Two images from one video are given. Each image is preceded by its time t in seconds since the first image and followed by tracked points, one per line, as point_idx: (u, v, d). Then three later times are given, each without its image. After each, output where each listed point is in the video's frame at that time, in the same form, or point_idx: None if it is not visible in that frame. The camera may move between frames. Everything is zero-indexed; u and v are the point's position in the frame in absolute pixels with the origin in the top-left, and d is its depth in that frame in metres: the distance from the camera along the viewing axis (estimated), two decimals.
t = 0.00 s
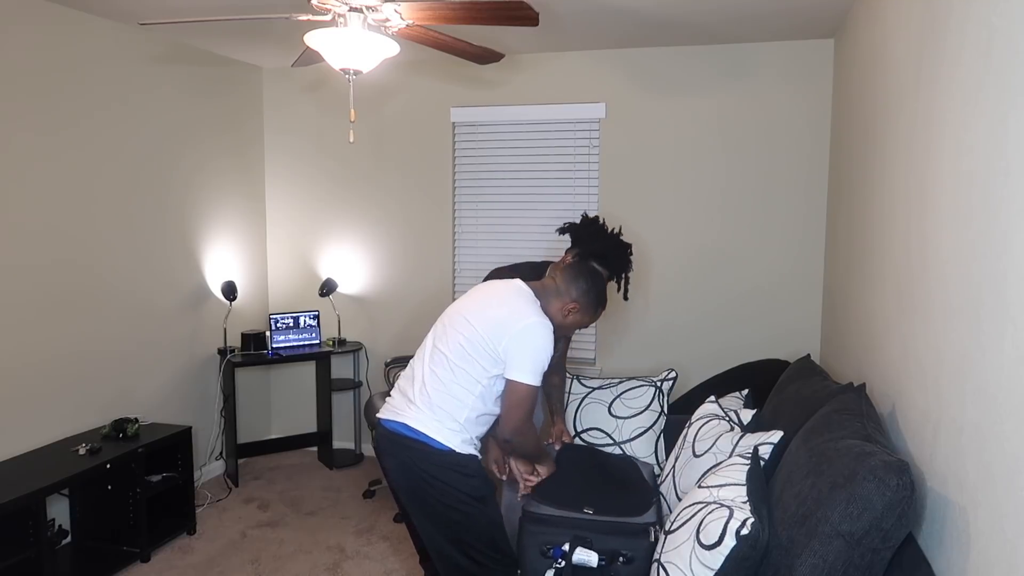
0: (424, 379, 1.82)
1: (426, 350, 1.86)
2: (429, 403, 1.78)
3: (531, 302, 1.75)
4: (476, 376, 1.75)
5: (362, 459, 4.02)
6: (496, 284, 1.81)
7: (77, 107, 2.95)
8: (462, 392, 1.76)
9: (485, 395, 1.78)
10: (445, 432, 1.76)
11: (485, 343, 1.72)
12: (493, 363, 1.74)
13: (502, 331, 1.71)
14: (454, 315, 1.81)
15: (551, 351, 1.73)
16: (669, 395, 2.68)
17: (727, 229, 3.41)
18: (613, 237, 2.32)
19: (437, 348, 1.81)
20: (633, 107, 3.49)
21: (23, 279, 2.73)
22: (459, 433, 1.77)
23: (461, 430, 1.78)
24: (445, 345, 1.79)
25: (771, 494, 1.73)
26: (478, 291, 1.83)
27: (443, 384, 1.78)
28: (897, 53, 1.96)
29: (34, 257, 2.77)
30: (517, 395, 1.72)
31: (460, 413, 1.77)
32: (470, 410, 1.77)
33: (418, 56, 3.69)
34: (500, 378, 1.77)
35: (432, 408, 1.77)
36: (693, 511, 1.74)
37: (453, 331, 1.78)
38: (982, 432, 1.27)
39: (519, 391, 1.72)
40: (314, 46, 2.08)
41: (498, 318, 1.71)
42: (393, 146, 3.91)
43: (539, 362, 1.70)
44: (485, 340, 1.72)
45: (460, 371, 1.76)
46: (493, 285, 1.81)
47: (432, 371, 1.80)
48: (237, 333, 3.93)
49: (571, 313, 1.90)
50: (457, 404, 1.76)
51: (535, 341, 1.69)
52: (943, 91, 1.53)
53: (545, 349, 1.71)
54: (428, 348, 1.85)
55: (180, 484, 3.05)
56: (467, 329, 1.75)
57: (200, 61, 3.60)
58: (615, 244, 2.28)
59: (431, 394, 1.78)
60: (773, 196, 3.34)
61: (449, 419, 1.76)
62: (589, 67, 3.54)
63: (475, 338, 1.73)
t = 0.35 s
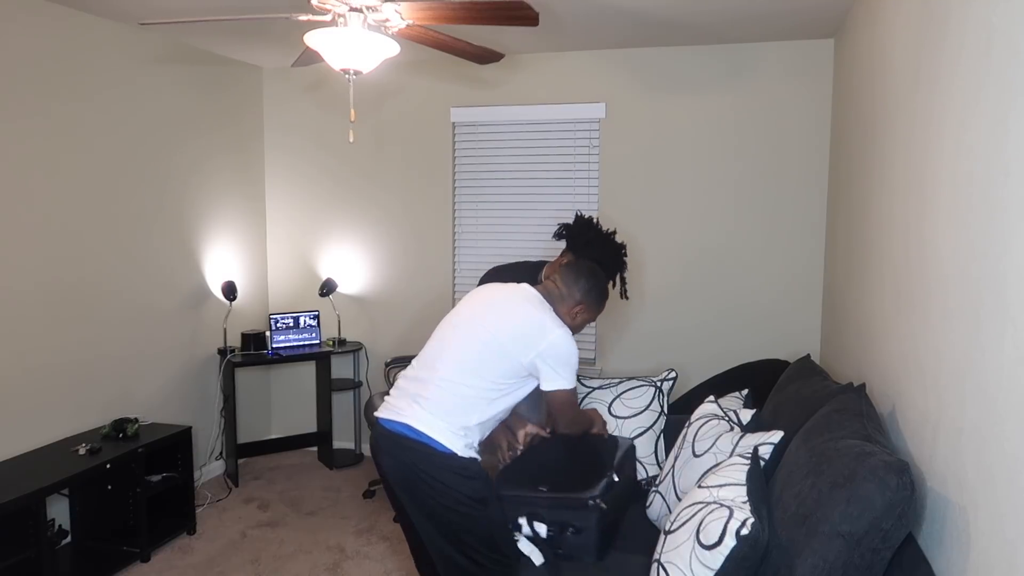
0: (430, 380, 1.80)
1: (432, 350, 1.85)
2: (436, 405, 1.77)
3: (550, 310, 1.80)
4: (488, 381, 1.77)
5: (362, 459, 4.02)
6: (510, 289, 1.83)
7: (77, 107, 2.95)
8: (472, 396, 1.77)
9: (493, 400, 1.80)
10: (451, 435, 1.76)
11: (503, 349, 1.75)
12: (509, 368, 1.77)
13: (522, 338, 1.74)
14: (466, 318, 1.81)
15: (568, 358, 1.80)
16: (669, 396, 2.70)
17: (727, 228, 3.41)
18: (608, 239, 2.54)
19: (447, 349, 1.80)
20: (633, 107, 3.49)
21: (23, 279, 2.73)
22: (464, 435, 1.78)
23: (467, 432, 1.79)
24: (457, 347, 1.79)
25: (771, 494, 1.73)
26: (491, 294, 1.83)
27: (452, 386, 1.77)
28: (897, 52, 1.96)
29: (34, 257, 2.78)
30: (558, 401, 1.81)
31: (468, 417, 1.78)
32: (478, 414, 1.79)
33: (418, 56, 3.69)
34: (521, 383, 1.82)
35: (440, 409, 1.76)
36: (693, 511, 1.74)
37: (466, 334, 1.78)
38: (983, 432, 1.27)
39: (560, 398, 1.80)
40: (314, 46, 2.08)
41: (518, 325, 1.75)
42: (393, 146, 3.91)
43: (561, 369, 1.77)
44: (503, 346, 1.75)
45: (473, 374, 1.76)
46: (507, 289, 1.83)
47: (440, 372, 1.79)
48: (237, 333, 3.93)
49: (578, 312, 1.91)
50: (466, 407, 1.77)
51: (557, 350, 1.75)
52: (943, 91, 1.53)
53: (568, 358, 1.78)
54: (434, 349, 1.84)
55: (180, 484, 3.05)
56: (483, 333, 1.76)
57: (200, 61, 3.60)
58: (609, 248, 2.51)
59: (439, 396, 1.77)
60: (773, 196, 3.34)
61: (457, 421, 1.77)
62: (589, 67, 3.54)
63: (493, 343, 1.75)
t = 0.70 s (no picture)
0: (440, 382, 1.78)
1: (442, 354, 1.84)
2: (446, 408, 1.75)
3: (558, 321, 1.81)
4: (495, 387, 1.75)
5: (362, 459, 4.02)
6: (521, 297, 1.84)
7: (76, 107, 2.95)
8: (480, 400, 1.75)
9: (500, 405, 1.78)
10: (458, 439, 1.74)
11: (512, 353, 1.74)
12: (516, 375, 1.75)
13: (523, 344, 1.74)
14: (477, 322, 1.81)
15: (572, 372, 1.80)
16: (665, 395, 2.69)
17: (727, 229, 3.41)
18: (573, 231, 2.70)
19: (457, 352, 1.80)
20: (633, 107, 3.49)
21: (22, 280, 2.73)
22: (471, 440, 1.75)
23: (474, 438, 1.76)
24: (466, 351, 1.78)
25: (771, 493, 1.73)
26: (501, 300, 1.84)
27: (461, 389, 1.76)
28: (897, 52, 1.96)
29: (34, 257, 2.78)
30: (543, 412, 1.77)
31: (476, 421, 1.75)
32: (486, 419, 1.77)
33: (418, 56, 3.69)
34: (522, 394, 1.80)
35: (448, 413, 1.74)
36: (693, 511, 1.74)
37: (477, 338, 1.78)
38: (982, 432, 1.27)
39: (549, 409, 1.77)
40: (314, 46, 2.08)
41: (529, 330, 1.75)
42: (393, 146, 3.91)
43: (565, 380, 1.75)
44: (512, 351, 1.74)
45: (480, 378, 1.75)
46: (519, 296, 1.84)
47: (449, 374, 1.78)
48: (236, 333, 3.93)
49: (569, 317, 1.92)
50: (474, 411, 1.75)
51: (565, 358, 1.75)
52: (944, 90, 1.53)
53: (568, 374, 1.75)
54: (443, 352, 1.83)
55: (180, 484, 3.05)
56: (492, 337, 1.76)
57: (200, 61, 3.60)
58: (577, 238, 2.67)
59: (447, 399, 1.76)
60: (773, 196, 3.34)
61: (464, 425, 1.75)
62: (589, 67, 3.54)
63: (495, 346, 1.75)
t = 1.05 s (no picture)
0: (438, 385, 1.72)
1: (434, 353, 1.76)
2: (449, 413, 1.70)
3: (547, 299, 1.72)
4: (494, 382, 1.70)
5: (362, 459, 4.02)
6: (502, 275, 1.73)
7: (76, 107, 2.94)
8: (481, 398, 1.70)
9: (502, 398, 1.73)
10: (465, 442, 1.70)
11: (504, 344, 1.67)
12: (513, 367, 1.69)
13: (512, 333, 1.66)
14: (463, 315, 1.72)
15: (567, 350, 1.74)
16: (666, 394, 2.68)
17: (727, 229, 3.41)
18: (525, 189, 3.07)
19: (449, 351, 1.72)
20: (633, 106, 3.49)
21: (22, 280, 2.73)
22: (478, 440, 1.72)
23: (481, 436, 1.73)
24: (458, 348, 1.71)
25: (771, 493, 1.73)
26: (485, 283, 1.74)
27: (460, 390, 1.70)
28: (897, 52, 1.96)
29: (34, 257, 2.78)
30: (541, 397, 1.73)
31: (481, 420, 1.71)
32: (486, 413, 1.71)
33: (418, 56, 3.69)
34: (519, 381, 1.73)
35: (452, 417, 1.70)
36: (693, 511, 1.74)
37: (466, 333, 1.70)
38: (982, 432, 1.27)
39: (545, 394, 1.72)
40: (314, 46, 2.08)
41: (517, 317, 1.66)
42: (393, 146, 3.91)
43: (561, 363, 1.69)
44: (504, 341, 1.67)
45: (477, 375, 1.69)
46: (499, 275, 1.74)
47: (446, 375, 1.72)
48: (236, 333, 3.93)
49: (555, 279, 1.84)
50: (476, 411, 1.70)
51: (560, 341, 1.67)
52: (944, 90, 1.53)
53: (561, 356, 1.68)
54: (436, 352, 1.76)
55: (180, 484, 3.05)
56: (481, 331, 1.69)
57: (200, 61, 3.60)
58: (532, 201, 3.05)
59: (448, 402, 1.70)
60: (773, 196, 3.34)
61: (470, 426, 1.70)
62: (589, 68, 3.54)
63: (483, 336, 1.68)
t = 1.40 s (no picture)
0: (430, 390, 1.70)
1: (418, 358, 1.74)
2: (446, 415, 1.68)
3: (521, 284, 1.68)
4: (483, 377, 1.67)
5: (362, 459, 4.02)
6: (469, 266, 1.69)
7: (77, 108, 2.94)
8: (474, 394, 1.67)
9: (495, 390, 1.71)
10: (466, 442, 1.67)
11: (484, 338, 1.63)
12: (499, 358, 1.66)
13: (489, 328, 1.63)
14: (439, 314, 1.69)
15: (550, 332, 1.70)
16: (666, 395, 2.70)
17: (727, 228, 3.41)
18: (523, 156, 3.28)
19: (433, 354, 1.69)
20: (633, 107, 3.49)
21: (22, 280, 2.73)
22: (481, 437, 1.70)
23: (483, 433, 1.70)
24: (441, 349, 1.68)
25: (771, 494, 1.73)
26: (454, 280, 1.69)
27: (450, 391, 1.67)
28: (897, 52, 1.96)
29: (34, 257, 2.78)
30: (529, 387, 1.69)
31: (478, 417, 1.68)
32: (480, 412, 1.68)
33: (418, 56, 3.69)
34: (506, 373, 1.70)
35: (450, 420, 1.67)
36: (693, 511, 1.74)
37: (445, 333, 1.67)
38: (983, 432, 1.27)
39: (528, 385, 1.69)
40: (314, 46, 2.08)
41: (491, 306, 1.63)
42: (393, 146, 3.91)
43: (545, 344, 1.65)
44: (484, 334, 1.63)
45: (464, 373, 1.66)
46: (466, 266, 1.70)
47: (434, 378, 1.69)
48: (237, 333, 3.93)
49: (531, 258, 1.77)
50: (471, 409, 1.67)
51: (539, 325, 1.64)
52: (944, 90, 1.53)
53: (541, 342, 1.65)
54: (419, 357, 1.73)
55: (180, 484, 3.05)
56: (459, 328, 1.65)
57: (200, 61, 3.60)
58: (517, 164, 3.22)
59: (442, 405, 1.68)
60: (773, 196, 3.34)
61: (471, 425, 1.68)
62: (590, 68, 3.54)
63: (461, 336, 1.65)
